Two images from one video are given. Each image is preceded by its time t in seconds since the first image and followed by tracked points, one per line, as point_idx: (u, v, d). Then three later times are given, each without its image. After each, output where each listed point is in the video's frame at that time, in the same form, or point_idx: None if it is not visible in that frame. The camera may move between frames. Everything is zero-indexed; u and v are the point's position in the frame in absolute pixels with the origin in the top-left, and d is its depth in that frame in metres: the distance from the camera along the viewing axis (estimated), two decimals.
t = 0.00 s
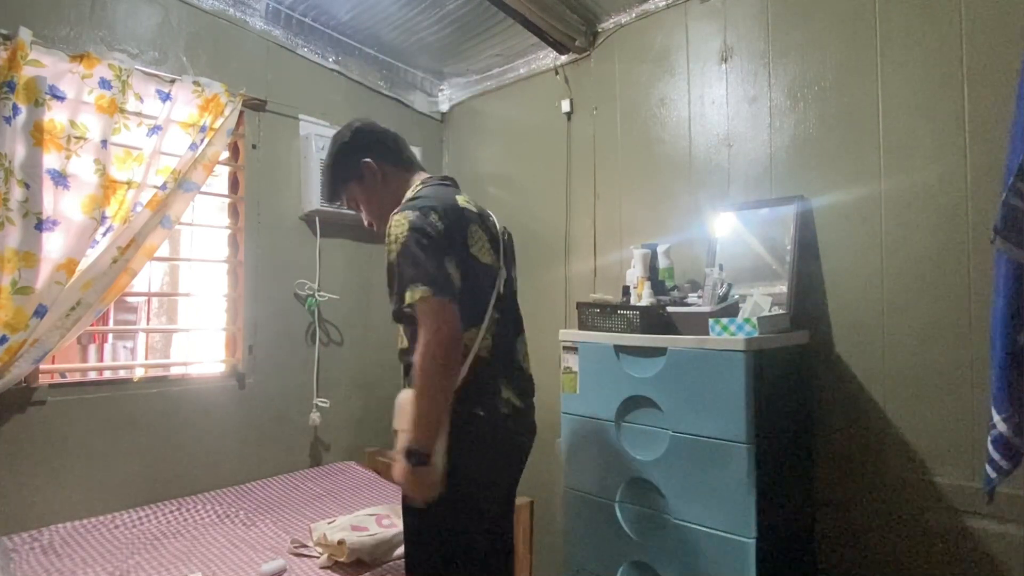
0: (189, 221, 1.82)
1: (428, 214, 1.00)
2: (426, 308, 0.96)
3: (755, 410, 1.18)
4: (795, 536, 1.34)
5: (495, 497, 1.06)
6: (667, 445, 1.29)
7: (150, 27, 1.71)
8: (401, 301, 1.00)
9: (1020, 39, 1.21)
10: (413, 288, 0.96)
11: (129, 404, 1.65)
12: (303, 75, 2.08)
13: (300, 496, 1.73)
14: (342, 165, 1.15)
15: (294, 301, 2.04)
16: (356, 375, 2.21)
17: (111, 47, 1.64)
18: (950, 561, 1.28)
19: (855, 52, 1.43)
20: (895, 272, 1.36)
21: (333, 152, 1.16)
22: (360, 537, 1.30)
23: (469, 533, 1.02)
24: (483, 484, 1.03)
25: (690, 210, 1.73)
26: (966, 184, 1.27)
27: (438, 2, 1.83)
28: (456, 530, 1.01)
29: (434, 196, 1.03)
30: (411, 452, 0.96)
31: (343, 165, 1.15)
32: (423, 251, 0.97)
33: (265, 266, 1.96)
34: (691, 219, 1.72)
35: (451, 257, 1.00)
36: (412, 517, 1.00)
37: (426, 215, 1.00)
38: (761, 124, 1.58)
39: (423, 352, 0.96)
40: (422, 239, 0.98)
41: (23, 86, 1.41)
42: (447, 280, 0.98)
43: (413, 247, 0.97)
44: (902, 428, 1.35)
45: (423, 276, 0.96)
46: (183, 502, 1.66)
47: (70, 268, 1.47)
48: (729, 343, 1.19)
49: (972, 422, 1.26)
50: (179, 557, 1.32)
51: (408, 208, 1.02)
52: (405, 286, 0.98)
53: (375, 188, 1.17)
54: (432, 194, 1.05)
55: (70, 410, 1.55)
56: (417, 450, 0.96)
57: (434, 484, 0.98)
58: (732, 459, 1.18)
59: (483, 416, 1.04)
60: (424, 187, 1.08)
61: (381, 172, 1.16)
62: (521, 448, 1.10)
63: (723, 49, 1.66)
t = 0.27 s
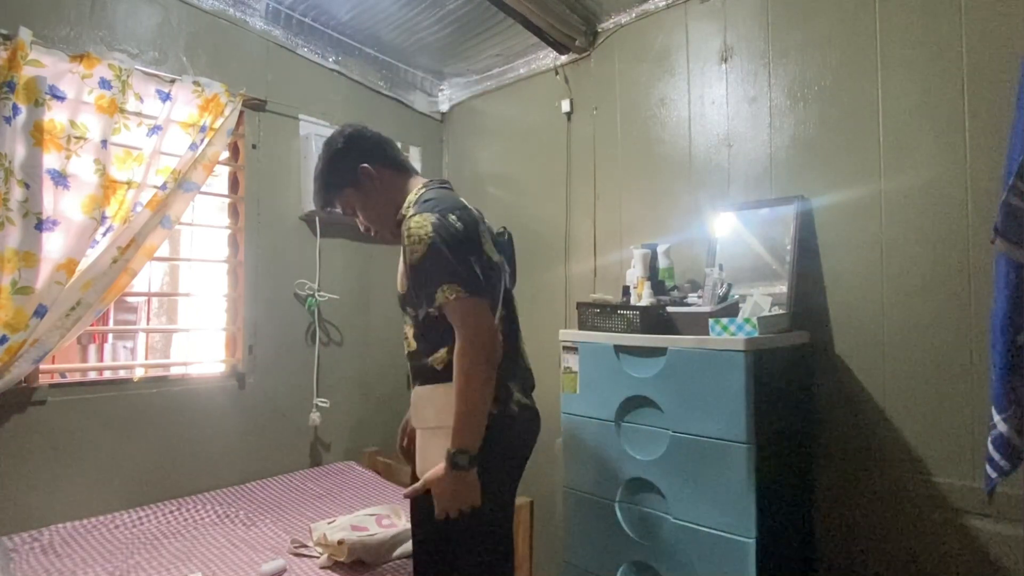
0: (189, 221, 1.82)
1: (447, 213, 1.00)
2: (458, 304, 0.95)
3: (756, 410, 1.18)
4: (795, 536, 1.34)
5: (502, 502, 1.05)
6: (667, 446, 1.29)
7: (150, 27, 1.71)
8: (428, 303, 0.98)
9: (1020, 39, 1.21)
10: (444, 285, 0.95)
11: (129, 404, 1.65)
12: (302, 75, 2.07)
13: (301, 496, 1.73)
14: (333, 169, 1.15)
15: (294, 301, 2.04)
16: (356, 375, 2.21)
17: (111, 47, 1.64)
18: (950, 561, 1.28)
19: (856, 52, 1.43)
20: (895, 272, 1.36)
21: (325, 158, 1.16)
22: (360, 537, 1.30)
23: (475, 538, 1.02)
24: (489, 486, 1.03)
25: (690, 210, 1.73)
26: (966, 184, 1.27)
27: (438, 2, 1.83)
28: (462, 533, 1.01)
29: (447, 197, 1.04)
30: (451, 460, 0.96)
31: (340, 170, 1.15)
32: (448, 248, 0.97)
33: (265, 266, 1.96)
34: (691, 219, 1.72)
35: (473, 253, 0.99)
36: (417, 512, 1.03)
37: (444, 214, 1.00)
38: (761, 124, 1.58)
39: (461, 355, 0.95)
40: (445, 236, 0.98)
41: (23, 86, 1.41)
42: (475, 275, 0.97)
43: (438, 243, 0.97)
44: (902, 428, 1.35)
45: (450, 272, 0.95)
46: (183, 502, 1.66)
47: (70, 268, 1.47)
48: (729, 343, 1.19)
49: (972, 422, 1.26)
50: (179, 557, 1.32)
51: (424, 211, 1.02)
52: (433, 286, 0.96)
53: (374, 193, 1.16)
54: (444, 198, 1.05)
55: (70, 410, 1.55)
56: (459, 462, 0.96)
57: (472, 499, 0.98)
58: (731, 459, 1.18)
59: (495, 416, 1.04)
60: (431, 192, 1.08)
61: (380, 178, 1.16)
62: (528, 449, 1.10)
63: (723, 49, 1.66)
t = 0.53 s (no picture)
0: (189, 221, 1.82)
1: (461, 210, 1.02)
2: (476, 301, 0.95)
3: (755, 410, 1.18)
4: (795, 536, 1.34)
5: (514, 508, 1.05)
6: (667, 446, 1.29)
7: (150, 27, 1.71)
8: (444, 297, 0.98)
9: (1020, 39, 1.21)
10: (464, 279, 0.95)
11: (128, 404, 1.65)
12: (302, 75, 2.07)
13: (301, 496, 1.73)
14: (338, 165, 1.15)
15: (294, 301, 2.04)
16: (356, 375, 2.21)
17: (111, 47, 1.64)
18: (951, 561, 1.27)
19: (856, 52, 1.42)
20: (895, 272, 1.36)
21: (328, 154, 1.15)
22: (360, 537, 1.30)
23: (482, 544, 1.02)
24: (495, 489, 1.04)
25: (690, 210, 1.72)
26: (966, 184, 1.27)
27: (438, 2, 1.83)
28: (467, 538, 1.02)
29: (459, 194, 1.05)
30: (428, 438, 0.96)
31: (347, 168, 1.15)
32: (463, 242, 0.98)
33: (265, 266, 1.96)
34: (691, 219, 1.72)
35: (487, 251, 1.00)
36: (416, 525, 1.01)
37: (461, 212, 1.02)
38: (761, 124, 1.58)
39: (473, 338, 0.95)
40: (461, 234, 0.98)
41: (23, 86, 1.41)
42: (492, 271, 0.98)
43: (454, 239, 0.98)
44: (902, 428, 1.34)
45: (468, 267, 0.96)
46: (183, 502, 1.66)
47: (70, 268, 1.47)
48: (729, 343, 1.19)
49: (972, 422, 1.25)
50: (179, 557, 1.32)
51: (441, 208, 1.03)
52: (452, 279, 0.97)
53: (379, 189, 1.16)
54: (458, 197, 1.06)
55: (70, 410, 1.55)
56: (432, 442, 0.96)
57: (438, 487, 0.98)
58: (731, 460, 1.18)
59: (499, 415, 1.05)
60: (444, 192, 1.10)
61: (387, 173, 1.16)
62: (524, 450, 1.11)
63: (723, 49, 1.66)
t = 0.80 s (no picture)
0: (189, 221, 1.82)
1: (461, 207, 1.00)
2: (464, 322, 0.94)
3: (756, 411, 1.18)
4: (795, 535, 1.34)
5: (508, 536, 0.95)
6: (668, 445, 1.29)
7: (150, 27, 1.71)
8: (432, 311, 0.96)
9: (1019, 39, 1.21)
10: (451, 303, 0.93)
11: (129, 404, 1.65)
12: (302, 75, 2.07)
13: (301, 496, 1.73)
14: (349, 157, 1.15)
15: (294, 302, 2.04)
16: (356, 376, 2.21)
17: (111, 47, 1.64)
18: (951, 561, 1.27)
19: (856, 52, 1.42)
20: (895, 273, 1.36)
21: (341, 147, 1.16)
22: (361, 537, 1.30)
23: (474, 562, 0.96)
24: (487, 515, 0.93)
25: (690, 210, 1.73)
26: (966, 185, 1.27)
27: (438, 2, 1.82)
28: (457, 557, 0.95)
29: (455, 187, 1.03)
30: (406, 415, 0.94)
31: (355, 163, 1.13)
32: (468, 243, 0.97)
33: (265, 266, 1.96)
34: (691, 219, 1.72)
35: (494, 249, 1.01)
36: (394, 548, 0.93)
37: (456, 212, 1.00)
38: (761, 124, 1.58)
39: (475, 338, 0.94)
40: (464, 235, 0.98)
41: (23, 86, 1.40)
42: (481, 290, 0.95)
43: (454, 241, 0.95)
44: (902, 428, 1.35)
45: (455, 287, 0.94)
46: (183, 502, 1.66)
47: (69, 269, 1.47)
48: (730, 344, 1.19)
49: (972, 422, 1.26)
50: (179, 557, 1.32)
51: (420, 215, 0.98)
52: (440, 298, 0.94)
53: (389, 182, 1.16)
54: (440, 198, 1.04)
55: (70, 410, 1.55)
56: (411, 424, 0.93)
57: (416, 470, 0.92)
58: (732, 460, 1.18)
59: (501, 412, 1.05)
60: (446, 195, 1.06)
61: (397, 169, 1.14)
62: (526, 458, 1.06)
63: (723, 49, 1.66)
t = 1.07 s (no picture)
0: (189, 221, 1.83)
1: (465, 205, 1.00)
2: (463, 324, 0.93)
3: (757, 411, 1.18)
4: (795, 535, 1.34)
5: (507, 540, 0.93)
6: (667, 445, 1.29)
7: (150, 27, 1.71)
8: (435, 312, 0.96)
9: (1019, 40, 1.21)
10: (450, 303, 0.93)
11: (129, 404, 1.65)
12: (302, 75, 2.07)
13: (301, 496, 1.73)
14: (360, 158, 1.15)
15: (294, 302, 2.04)
16: (356, 376, 2.21)
17: (111, 47, 1.64)
18: (951, 561, 1.27)
19: (856, 52, 1.42)
20: (894, 273, 1.36)
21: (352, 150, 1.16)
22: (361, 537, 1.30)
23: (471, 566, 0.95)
24: (488, 518, 0.92)
25: (690, 210, 1.73)
26: (966, 185, 1.27)
27: (437, 2, 1.82)
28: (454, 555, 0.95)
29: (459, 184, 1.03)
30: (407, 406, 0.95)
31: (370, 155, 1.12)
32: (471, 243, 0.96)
33: (265, 266, 1.96)
34: (691, 219, 1.72)
35: (500, 248, 0.98)
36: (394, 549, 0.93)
37: (461, 215, 1.00)
38: (761, 124, 1.58)
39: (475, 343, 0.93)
40: (467, 235, 0.97)
41: (23, 86, 1.41)
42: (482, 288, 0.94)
43: (456, 242, 0.95)
44: (902, 428, 1.35)
45: (457, 288, 0.94)
46: (183, 502, 1.66)
47: (69, 268, 1.47)
48: (730, 343, 1.19)
49: (972, 422, 1.26)
50: (179, 557, 1.32)
51: (427, 220, 1.00)
52: (439, 300, 0.94)
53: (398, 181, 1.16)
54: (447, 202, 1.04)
55: (70, 410, 1.55)
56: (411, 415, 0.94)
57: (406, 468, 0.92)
58: (732, 460, 1.18)
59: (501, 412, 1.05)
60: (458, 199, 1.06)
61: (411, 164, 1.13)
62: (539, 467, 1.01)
63: (723, 49, 1.66)
